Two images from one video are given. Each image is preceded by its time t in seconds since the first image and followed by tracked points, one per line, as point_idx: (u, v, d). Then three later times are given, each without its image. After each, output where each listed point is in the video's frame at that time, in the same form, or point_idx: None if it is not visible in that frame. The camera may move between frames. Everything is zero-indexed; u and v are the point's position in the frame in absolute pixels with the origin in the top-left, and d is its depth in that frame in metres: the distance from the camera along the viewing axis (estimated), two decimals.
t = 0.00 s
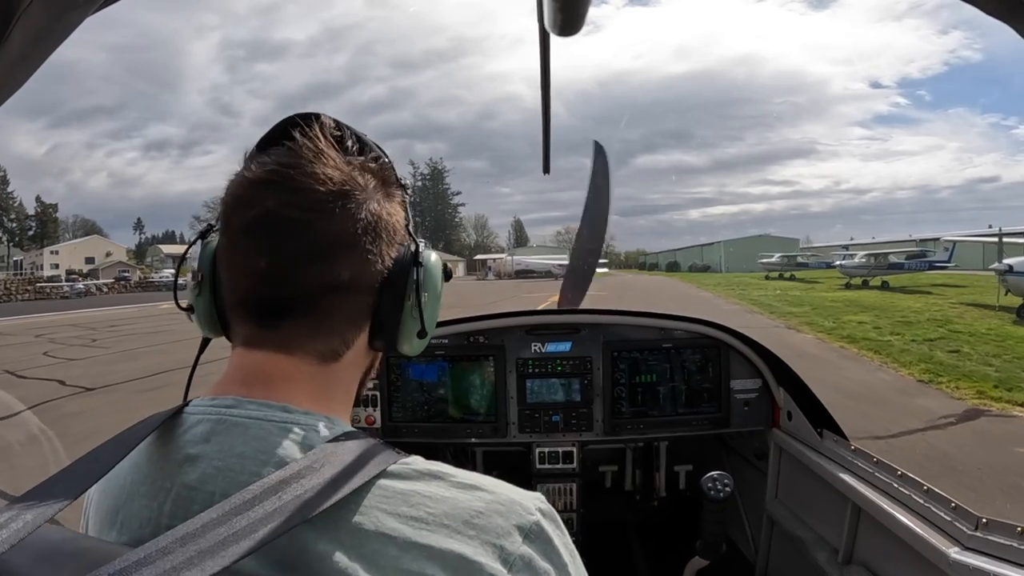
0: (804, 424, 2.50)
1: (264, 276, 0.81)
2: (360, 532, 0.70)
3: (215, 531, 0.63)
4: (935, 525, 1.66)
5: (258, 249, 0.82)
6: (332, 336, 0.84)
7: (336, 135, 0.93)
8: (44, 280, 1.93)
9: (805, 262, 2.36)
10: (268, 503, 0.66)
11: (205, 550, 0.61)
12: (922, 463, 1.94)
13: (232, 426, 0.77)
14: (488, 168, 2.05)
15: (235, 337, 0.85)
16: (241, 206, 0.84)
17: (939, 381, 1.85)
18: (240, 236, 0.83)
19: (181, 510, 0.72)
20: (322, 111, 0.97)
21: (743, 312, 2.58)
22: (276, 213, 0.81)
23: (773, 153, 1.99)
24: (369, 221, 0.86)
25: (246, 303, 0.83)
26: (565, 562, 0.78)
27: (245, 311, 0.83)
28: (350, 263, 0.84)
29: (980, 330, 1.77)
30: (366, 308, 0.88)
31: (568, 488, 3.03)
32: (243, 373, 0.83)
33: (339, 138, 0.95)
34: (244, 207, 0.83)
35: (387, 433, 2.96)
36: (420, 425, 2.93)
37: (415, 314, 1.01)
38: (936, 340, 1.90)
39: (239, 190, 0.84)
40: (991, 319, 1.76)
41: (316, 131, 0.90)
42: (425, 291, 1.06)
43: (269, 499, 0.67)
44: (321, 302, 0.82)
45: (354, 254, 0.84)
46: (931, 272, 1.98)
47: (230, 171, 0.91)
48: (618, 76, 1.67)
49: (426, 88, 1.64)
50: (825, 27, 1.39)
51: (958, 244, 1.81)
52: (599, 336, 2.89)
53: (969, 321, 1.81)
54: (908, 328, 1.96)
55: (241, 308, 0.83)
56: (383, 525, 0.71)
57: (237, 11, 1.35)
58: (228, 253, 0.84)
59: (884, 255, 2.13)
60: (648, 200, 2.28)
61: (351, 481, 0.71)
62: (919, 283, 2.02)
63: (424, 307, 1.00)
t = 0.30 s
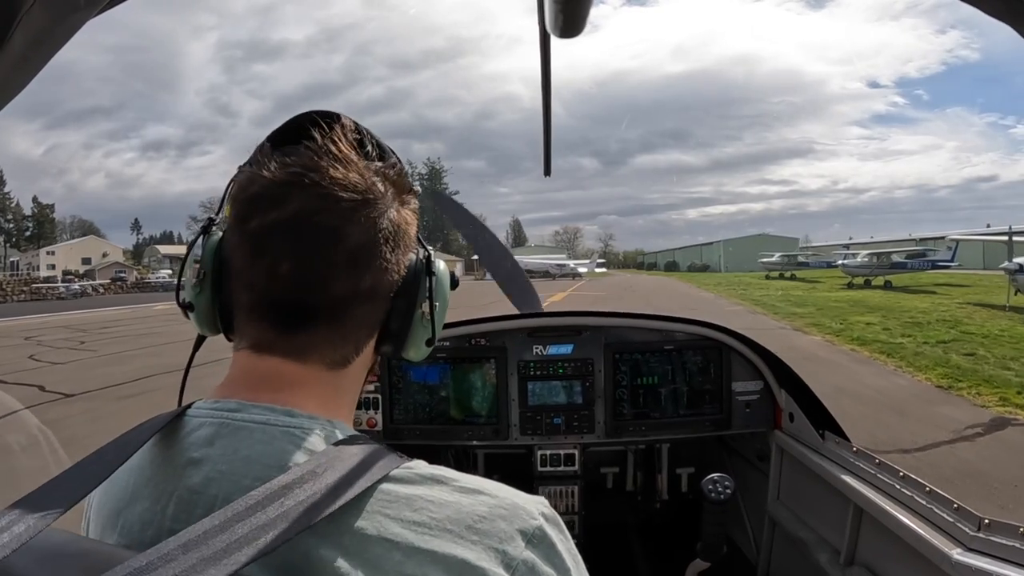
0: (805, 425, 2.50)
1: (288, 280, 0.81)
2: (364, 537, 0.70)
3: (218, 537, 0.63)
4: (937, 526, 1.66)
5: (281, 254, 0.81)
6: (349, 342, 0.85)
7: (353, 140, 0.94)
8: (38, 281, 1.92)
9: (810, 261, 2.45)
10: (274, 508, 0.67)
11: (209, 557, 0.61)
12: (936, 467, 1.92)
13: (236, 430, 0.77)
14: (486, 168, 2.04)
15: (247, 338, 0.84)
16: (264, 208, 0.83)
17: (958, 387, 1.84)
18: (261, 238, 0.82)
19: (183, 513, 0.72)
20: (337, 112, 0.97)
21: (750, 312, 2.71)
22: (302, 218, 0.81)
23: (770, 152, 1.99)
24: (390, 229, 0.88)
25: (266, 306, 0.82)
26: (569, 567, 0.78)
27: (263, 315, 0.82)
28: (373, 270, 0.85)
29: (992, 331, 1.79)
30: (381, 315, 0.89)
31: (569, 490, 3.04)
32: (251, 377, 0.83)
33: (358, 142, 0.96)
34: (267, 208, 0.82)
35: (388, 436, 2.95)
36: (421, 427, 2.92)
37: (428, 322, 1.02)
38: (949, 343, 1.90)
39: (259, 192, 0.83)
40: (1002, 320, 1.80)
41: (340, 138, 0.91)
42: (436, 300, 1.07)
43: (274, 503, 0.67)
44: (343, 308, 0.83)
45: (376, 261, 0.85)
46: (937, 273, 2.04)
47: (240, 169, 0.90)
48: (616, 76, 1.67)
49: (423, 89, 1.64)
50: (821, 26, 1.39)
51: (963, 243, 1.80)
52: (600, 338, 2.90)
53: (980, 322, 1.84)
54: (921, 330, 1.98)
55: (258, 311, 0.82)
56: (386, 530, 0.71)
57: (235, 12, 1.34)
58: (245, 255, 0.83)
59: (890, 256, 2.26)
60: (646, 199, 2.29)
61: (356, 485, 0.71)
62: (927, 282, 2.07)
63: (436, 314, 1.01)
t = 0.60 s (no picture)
0: (803, 425, 2.50)
1: (277, 278, 0.80)
2: (365, 532, 0.70)
3: (219, 526, 0.63)
4: (933, 527, 1.66)
5: (270, 251, 0.81)
6: (341, 338, 0.84)
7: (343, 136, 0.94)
8: (36, 281, 1.95)
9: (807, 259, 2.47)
10: (273, 500, 0.66)
11: (208, 545, 0.61)
12: (972, 488, 1.75)
13: (235, 427, 0.77)
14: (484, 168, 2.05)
15: (241, 337, 0.84)
16: (252, 206, 0.83)
17: (980, 394, 1.73)
18: (250, 236, 0.82)
19: (180, 512, 0.72)
20: (330, 112, 0.98)
21: (748, 313, 2.68)
22: (289, 215, 0.81)
23: (767, 152, 2.03)
24: (381, 224, 0.87)
25: (256, 305, 0.82)
26: (567, 560, 0.79)
27: (254, 313, 0.82)
28: (363, 266, 0.84)
29: (1007, 333, 1.70)
30: (374, 312, 0.88)
31: (568, 491, 3.02)
32: (248, 375, 0.83)
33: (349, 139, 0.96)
34: (256, 206, 0.83)
35: (385, 436, 2.95)
36: (419, 428, 2.93)
37: (423, 316, 1.02)
38: (965, 346, 1.83)
39: (248, 190, 0.84)
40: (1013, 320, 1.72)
41: (328, 134, 0.91)
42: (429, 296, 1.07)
43: (273, 495, 0.67)
44: (332, 304, 0.82)
45: (366, 257, 0.84)
46: (942, 273, 2.09)
47: (233, 171, 0.91)
48: (615, 76, 1.68)
49: (421, 87, 1.65)
50: (818, 27, 1.40)
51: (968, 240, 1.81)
52: (598, 339, 2.89)
53: (991, 322, 1.77)
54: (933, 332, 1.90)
55: (249, 309, 0.82)
56: (387, 526, 0.71)
57: (231, 13, 1.34)
58: (235, 254, 0.83)
59: (889, 254, 2.30)
60: (641, 198, 2.30)
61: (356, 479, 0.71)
62: (930, 282, 2.11)
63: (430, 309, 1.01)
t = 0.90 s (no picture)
0: (801, 428, 2.51)
1: (260, 282, 0.81)
2: (364, 541, 0.70)
3: (219, 536, 0.64)
4: (931, 529, 1.66)
5: (254, 256, 0.81)
6: (329, 341, 0.83)
7: (330, 136, 0.93)
8: (32, 283, 1.92)
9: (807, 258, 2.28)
10: (273, 509, 0.67)
11: (208, 555, 0.61)
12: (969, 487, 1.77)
13: (233, 434, 0.77)
14: (482, 168, 2.02)
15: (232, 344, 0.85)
16: (237, 212, 0.83)
17: (1011, 403, 1.65)
18: (235, 242, 0.82)
19: (179, 516, 0.72)
20: (319, 112, 0.98)
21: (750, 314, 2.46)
22: (270, 218, 0.81)
23: (766, 152, 1.97)
24: (365, 222, 0.85)
25: (243, 310, 0.82)
26: (566, 568, 0.79)
27: (242, 318, 0.82)
28: (346, 267, 0.83)
29: None
30: (364, 313, 0.87)
31: (567, 494, 3.02)
32: (242, 381, 0.83)
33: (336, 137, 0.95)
34: (238, 214, 0.83)
35: (384, 438, 2.95)
36: (418, 431, 2.92)
37: (415, 317, 0.99)
38: (985, 351, 1.71)
39: (234, 197, 0.85)
40: None
41: (313, 136, 0.90)
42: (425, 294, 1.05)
43: (274, 505, 0.67)
44: (315, 307, 0.81)
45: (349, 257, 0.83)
46: (946, 273, 1.92)
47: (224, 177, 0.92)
48: (613, 77, 1.68)
49: (418, 89, 1.65)
50: (817, 26, 1.39)
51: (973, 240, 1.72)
52: (597, 341, 2.89)
53: (1006, 326, 1.65)
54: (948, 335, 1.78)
55: (237, 314, 0.83)
56: (386, 534, 0.71)
57: (230, 13, 1.34)
58: (223, 261, 0.84)
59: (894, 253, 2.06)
60: (639, 198, 2.31)
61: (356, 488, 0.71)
62: (932, 283, 1.93)
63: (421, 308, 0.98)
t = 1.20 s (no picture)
0: (802, 425, 2.51)
1: (264, 284, 0.81)
2: (377, 548, 0.70)
3: (234, 547, 0.64)
4: (932, 526, 1.67)
5: (258, 258, 0.82)
6: (337, 344, 0.83)
7: (338, 138, 0.93)
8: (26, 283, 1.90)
9: (811, 258, 2.17)
10: (286, 515, 0.67)
11: (224, 565, 0.62)
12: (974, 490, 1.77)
13: (244, 442, 0.77)
14: (479, 168, 2.02)
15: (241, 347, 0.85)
16: (242, 214, 0.84)
17: None
18: (241, 245, 0.83)
19: (189, 521, 0.73)
20: (328, 114, 0.99)
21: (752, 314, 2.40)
22: (274, 220, 0.81)
23: (764, 153, 2.00)
24: (371, 223, 0.84)
25: (249, 312, 0.83)
26: (578, 567, 0.79)
27: (250, 321, 0.83)
28: (351, 267, 0.82)
29: None
30: (372, 316, 0.86)
31: (568, 492, 3.04)
32: (251, 385, 0.83)
33: (345, 138, 0.95)
34: (244, 215, 0.84)
35: (384, 439, 2.96)
36: (418, 431, 2.92)
37: (424, 321, 0.98)
38: (1007, 355, 1.65)
39: (240, 199, 0.85)
40: None
41: (320, 137, 0.90)
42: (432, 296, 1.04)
43: (286, 509, 0.68)
44: (320, 308, 0.81)
45: (354, 258, 0.82)
46: (949, 272, 1.83)
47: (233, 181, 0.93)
48: (611, 77, 1.69)
49: (416, 90, 1.64)
50: (814, 26, 1.39)
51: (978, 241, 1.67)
52: (597, 340, 2.89)
53: None
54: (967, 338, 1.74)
55: (245, 317, 0.83)
56: (398, 541, 0.70)
57: (227, 14, 1.34)
58: (231, 264, 0.85)
59: (900, 252, 1.99)
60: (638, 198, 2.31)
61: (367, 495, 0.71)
62: (938, 282, 1.86)
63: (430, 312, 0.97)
